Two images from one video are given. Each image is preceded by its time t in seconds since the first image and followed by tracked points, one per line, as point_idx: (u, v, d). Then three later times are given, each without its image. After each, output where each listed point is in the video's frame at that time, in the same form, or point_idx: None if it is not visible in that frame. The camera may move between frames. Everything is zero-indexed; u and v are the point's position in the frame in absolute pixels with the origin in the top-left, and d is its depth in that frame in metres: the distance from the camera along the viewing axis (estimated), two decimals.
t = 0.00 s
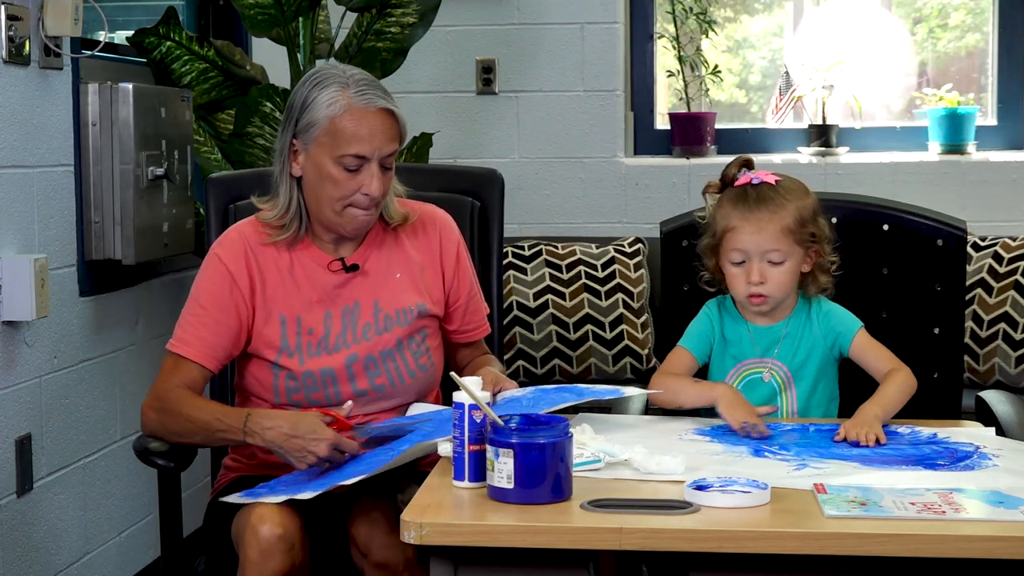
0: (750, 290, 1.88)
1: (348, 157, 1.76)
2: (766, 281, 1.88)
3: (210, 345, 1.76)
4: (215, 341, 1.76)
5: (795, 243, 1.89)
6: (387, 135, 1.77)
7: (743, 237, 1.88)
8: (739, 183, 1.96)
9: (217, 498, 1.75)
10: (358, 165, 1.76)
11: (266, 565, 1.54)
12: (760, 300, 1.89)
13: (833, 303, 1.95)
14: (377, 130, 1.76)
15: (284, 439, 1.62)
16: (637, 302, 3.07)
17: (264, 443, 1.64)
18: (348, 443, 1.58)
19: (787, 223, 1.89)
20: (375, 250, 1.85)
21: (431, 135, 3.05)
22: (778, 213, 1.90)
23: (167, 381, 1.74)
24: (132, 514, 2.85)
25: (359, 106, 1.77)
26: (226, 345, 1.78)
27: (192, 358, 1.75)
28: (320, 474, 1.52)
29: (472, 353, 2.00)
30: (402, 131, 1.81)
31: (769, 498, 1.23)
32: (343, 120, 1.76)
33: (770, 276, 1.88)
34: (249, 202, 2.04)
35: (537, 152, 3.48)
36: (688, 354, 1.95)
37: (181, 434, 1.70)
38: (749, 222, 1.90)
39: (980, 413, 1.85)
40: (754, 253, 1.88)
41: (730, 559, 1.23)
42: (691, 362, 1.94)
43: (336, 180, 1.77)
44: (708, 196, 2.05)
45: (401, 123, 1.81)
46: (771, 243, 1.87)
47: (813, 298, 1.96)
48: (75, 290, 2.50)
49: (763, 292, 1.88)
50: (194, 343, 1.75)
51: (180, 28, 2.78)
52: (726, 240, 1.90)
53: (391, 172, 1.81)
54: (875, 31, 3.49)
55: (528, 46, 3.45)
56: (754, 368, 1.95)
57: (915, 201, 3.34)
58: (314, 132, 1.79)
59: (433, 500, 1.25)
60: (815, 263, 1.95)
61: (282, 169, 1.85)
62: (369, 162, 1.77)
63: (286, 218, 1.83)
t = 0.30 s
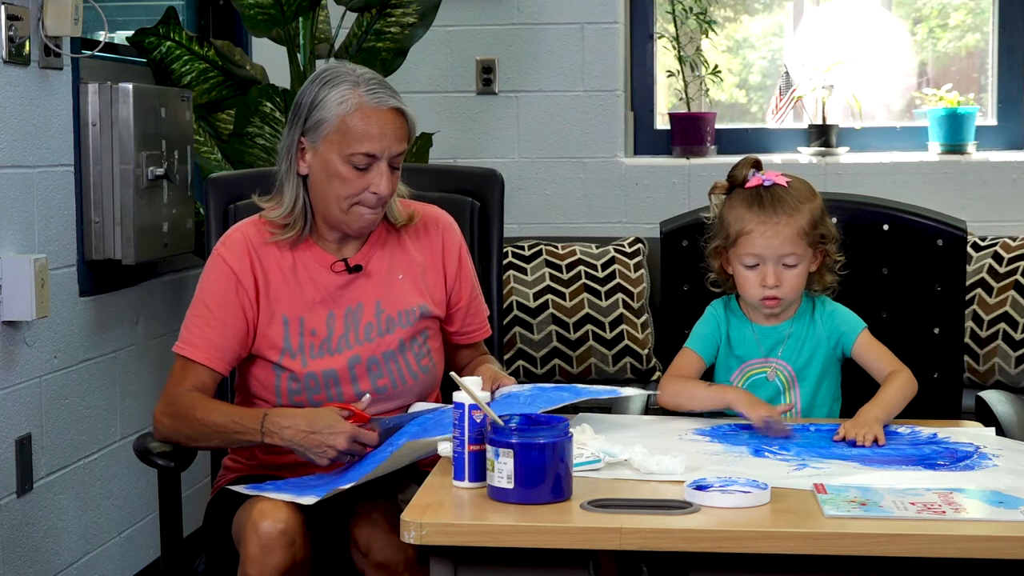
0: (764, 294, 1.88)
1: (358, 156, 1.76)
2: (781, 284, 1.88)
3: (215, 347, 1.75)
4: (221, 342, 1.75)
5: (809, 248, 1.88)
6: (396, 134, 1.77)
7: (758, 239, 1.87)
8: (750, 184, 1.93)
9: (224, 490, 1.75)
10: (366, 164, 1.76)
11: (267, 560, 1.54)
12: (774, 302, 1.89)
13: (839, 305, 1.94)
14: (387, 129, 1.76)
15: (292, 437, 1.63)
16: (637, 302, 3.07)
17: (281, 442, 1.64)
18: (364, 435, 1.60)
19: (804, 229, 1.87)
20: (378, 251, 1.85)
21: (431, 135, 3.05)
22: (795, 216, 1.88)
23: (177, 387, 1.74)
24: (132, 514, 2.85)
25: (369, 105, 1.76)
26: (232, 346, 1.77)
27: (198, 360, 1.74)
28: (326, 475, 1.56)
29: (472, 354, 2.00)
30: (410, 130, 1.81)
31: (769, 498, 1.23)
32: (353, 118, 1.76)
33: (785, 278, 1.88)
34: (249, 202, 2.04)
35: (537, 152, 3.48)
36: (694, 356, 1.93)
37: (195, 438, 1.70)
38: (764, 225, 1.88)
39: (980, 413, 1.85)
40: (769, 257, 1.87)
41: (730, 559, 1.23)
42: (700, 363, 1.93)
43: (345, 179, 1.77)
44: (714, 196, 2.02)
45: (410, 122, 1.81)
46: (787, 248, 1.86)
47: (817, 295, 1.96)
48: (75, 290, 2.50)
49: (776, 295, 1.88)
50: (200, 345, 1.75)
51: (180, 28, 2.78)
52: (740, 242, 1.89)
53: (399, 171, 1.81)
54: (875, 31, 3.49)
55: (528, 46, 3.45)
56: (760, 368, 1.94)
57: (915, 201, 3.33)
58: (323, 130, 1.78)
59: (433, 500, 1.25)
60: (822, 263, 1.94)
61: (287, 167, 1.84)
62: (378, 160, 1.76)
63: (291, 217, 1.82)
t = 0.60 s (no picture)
0: (761, 290, 1.87)
1: (362, 151, 1.76)
2: (776, 282, 1.87)
3: (216, 347, 1.75)
4: (222, 343, 1.75)
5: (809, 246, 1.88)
6: (400, 129, 1.78)
7: (757, 236, 1.87)
8: (761, 180, 1.94)
9: (225, 487, 1.76)
10: (370, 159, 1.77)
11: (265, 559, 1.55)
12: (769, 302, 1.88)
13: (846, 308, 1.94)
14: (391, 124, 1.77)
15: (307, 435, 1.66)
16: (637, 302, 3.07)
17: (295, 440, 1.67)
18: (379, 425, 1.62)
19: (804, 227, 1.88)
20: (380, 249, 1.85)
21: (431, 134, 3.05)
22: (796, 215, 1.88)
23: (186, 390, 1.74)
24: (133, 514, 2.85)
25: (373, 101, 1.77)
26: (233, 346, 1.77)
27: (200, 361, 1.74)
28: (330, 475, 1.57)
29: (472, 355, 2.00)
30: (414, 126, 1.82)
31: (769, 498, 1.23)
32: (357, 114, 1.77)
33: (781, 277, 1.87)
34: (249, 201, 2.04)
35: (536, 152, 3.48)
36: (700, 356, 1.94)
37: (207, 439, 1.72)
38: (765, 221, 1.88)
39: (980, 413, 1.85)
40: (767, 252, 1.87)
41: (729, 559, 1.23)
42: (705, 364, 1.93)
43: (350, 175, 1.77)
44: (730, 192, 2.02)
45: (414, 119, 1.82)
46: (785, 244, 1.86)
47: (824, 302, 1.94)
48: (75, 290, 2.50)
49: (773, 293, 1.87)
50: (201, 345, 1.75)
51: (180, 28, 2.78)
52: (740, 238, 1.89)
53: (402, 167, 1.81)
54: (875, 31, 3.49)
55: (528, 46, 3.45)
56: (763, 369, 1.94)
57: (915, 201, 3.33)
58: (327, 127, 1.78)
59: (433, 500, 1.25)
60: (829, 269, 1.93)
61: (290, 167, 1.84)
62: (382, 156, 1.77)
63: (296, 218, 1.82)
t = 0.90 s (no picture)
0: (749, 283, 1.89)
1: (365, 146, 1.77)
2: (764, 275, 1.89)
3: (217, 345, 1.75)
4: (222, 341, 1.75)
5: (801, 242, 1.89)
6: (404, 123, 1.79)
7: (750, 229, 1.90)
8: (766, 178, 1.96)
9: (229, 485, 1.76)
10: (373, 155, 1.77)
11: (268, 559, 1.55)
12: (758, 296, 1.89)
13: (848, 310, 1.94)
14: (395, 118, 1.78)
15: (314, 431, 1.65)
16: (637, 302, 3.07)
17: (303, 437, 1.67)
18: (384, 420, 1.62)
19: (798, 223, 1.89)
20: (381, 248, 1.85)
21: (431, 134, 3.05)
22: (786, 207, 1.90)
23: (191, 390, 1.75)
24: (133, 514, 2.85)
25: (375, 97, 1.78)
26: (233, 344, 1.77)
27: (200, 359, 1.75)
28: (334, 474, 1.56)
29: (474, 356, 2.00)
30: (417, 123, 1.82)
31: (769, 498, 1.23)
32: (359, 110, 1.77)
33: (769, 271, 1.88)
34: (248, 202, 2.04)
35: (536, 152, 3.48)
36: (699, 347, 1.94)
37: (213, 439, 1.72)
38: (758, 214, 1.90)
39: (980, 413, 1.85)
40: (757, 245, 1.89)
41: (730, 559, 1.23)
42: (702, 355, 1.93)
43: (354, 171, 1.77)
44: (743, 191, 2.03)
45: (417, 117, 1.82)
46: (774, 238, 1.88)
47: (829, 306, 1.94)
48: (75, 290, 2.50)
49: (761, 286, 1.88)
50: (200, 344, 1.75)
51: (180, 28, 2.78)
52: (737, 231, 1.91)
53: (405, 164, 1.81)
54: (875, 31, 3.49)
55: (528, 45, 3.45)
56: (763, 370, 1.93)
57: (915, 201, 3.33)
58: (330, 124, 1.79)
59: (433, 500, 1.25)
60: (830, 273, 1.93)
61: (293, 167, 1.85)
62: (386, 151, 1.77)
63: (301, 219, 1.82)
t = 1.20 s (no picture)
0: (744, 278, 1.89)
1: (364, 140, 1.77)
2: (760, 270, 1.89)
3: (217, 343, 1.75)
4: (222, 339, 1.75)
5: (797, 238, 1.90)
6: (403, 118, 1.79)
7: (745, 224, 1.90)
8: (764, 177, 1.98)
9: (229, 486, 1.75)
10: (371, 148, 1.77)
11: (271, 561, 1.55)
12: (753, 290, 1.89)
13: (850, 310, 1.94)
14: (394, 112, 1.78)
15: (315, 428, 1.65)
16: (637, 302, 3.08)
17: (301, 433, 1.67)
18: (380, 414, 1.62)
19: (794, 218, 1.90)
20: (381, 247, 1.85)
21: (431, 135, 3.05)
22: (782, 205, 1.91)
23: (189, 386, 1.76)
24: (132, 514, 2.85)
25: (373, 92, 1.79)
26: (233, 342, 1.77)
27: (201, 356, 1.75)
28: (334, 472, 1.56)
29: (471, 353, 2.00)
30: (416, 118, 1.83)
31: (769, 498, 1.23)
32: (358, 104, 1.78)
33: (764, 266, 1.89)
34: (247, 201, 2.04)
35: (536, 152, 3.48)
36: (705, 351, 1.93)
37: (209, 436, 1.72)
38: (754, 210, 1.91)
39: (980, 413, 1.85)
40: (752, 240, 1.90)
41: (729, 559, 1.23)
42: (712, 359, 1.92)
43: (354, 165, 1.77)
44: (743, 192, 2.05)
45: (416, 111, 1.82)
46: (771, 233, 1.89)
47: (829, 307, 1.94)
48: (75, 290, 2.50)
49: (757, 281, 1.89)
50: (200, 341, 1.75)
51: (180, 28, 2.78)
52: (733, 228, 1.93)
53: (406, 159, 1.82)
54: (875, 31, 3.49)
55: (528, 45, 3.45)
56: (766, 373, 1.94)
57: (915, 201, 3.33)
58: (329, 120, 1.80)
59: (433, 500, 1.25)
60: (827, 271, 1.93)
61: (293, 164, 1.85)
62: (385, 145, 1.78)
63: (301, 217, 1.82)
